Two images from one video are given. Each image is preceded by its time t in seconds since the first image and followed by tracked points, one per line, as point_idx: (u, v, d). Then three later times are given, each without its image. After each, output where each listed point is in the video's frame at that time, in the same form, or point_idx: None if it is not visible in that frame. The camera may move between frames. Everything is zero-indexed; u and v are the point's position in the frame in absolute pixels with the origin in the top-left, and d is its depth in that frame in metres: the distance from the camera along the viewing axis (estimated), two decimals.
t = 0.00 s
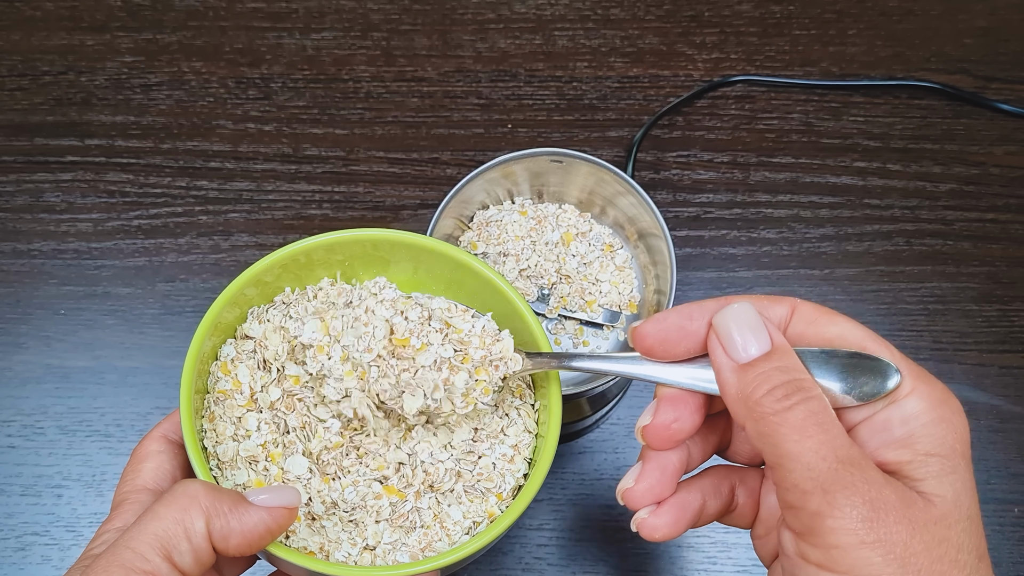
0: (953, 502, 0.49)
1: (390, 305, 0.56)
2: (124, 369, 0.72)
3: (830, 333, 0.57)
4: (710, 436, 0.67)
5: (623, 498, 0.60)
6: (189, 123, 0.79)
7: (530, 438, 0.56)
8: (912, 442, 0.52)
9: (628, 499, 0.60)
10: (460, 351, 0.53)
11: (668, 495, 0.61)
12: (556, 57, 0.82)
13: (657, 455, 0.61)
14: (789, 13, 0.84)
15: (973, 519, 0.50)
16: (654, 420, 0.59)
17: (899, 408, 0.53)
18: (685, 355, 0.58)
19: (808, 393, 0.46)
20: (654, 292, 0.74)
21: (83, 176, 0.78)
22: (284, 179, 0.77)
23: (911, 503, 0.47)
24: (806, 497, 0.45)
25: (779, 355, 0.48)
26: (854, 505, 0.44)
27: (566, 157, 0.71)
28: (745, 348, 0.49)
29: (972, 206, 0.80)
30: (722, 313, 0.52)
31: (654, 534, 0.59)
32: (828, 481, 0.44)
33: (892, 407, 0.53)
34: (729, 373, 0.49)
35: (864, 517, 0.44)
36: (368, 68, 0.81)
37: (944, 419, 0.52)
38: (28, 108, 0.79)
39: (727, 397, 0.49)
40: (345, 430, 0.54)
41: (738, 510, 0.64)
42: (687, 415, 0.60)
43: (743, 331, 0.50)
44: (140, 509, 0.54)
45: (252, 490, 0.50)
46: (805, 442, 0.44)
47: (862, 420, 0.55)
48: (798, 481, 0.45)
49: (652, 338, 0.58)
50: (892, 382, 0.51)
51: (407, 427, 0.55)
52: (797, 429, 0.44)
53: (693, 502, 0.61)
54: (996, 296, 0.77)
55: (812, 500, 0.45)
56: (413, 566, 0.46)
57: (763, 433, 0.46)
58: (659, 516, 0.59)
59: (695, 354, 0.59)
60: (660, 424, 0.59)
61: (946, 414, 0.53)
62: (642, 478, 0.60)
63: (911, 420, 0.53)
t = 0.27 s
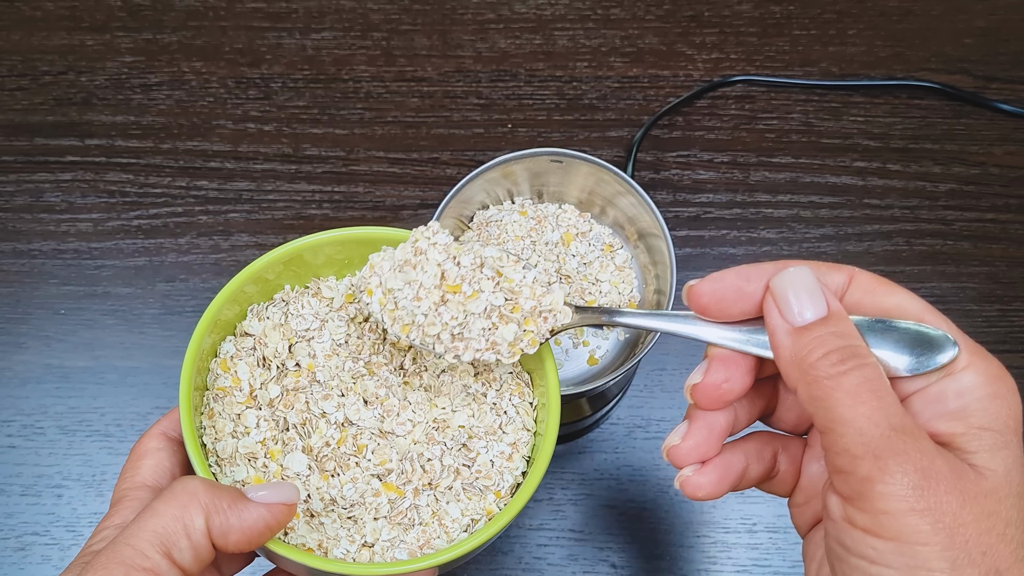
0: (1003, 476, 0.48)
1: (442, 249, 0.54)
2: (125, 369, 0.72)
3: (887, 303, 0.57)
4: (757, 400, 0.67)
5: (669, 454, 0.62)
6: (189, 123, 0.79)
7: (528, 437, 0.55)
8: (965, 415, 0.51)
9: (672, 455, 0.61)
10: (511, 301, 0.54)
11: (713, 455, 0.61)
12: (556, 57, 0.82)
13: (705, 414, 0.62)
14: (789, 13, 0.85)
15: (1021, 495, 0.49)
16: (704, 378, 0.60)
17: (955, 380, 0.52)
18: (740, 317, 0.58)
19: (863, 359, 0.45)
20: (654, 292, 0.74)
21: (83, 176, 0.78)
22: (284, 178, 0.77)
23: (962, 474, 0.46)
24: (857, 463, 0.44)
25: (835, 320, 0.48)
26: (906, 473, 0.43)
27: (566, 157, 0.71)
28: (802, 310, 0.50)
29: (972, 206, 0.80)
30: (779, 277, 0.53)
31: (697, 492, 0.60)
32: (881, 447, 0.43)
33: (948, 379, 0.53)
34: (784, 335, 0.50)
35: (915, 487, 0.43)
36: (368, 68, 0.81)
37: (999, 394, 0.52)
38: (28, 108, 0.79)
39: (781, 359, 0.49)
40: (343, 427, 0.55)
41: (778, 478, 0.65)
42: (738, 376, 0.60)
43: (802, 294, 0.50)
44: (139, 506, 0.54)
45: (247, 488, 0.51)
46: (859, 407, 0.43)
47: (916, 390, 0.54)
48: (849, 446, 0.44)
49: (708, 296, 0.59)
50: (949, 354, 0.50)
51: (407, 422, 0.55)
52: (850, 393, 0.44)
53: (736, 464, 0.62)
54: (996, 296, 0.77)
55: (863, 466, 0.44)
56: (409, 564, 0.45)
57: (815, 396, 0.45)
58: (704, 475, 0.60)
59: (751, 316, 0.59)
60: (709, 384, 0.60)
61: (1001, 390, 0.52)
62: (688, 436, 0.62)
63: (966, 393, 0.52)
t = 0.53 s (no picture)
0: None
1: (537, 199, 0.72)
2: (124, 369, 0.72)
3: (954, 278, 0.58)
4: (819, 361, 0.68)
5: (728, 400, 0.63)
6: (189, 123, 0.79)
7: (514, 442, 0.56)
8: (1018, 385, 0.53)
9: (733, 402, 0.63)
10: (593, 248, 0.70)
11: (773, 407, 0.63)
12: (556, 57, 0.82)
13: (769, 367, 0.64)
14: (789, 12, 0.84)
15: None
16: (771, 331, 0.62)
17: (1013, 353, 0.54)
18: (813, 278, 0.60)
19: (925, 324, 0.47)
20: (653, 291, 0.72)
21: (83, 176, 0.78)
22: (284, 178, 0.77)
23: (1009, 440, 0.47)
24: (907, 420, 0.46)
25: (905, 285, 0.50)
26: (955, 433, 0.45)
27: (566, 157, 0.71)
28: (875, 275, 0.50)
29: (972, 206, 0.80)
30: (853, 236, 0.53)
31: (752, 439, 0.62)
32: (930, 407, 0.45)
33: (1007, 351, 0.54)
34: (851, 294, 0.51)
35: (963, 447, 0.45)
36: (368, 68, 0.81)
37: None
38: (28, 108, 0.79)
39: (847, 317, 0.51)
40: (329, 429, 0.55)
41: (831, 441, 0.66)
42: (804, 332, 0.62)
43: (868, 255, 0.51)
44: (124, 506, 0.55)
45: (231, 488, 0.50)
46: (915, 368, 0.46)
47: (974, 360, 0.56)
48: (901, 404, 0.46)
49: (784, 255, 0.60)
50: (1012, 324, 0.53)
51: (394, 425, 0.56)
52: (909, 355, 0.46)
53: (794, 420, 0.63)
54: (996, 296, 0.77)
55: (913, 423, 0.46)
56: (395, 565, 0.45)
57: (872, 354, 0.48)
58: (762, 424, 0.62)
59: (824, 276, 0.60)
60: (775, 336, 0.62)
61: None
62: (750, 385, 0.63)
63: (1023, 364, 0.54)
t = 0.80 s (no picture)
0: (981, 431, 0.51)
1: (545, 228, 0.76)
2: (125, 369, 0.72)
3: (899, 295, 0.60)
4: (781, 377, 0.70)
5: (688, 394, 0.65)
6: (189, 123, 0.79)
7: (494, 444, 0.56)
8: (952, 381, 0.55)
9: (692, 396, 0.64)
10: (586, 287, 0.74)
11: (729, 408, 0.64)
12: (556, 57, 0.82)
13: (728, 370, 0.66)
14: (789, 13, 0.84)
15: (1000, 451, 0.51)
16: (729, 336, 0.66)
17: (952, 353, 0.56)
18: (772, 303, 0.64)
19: (866, 332, 0.47)
20: (654, 292, 0.73)
21: (83, 176, 0.78)
22: (284, 178, 0.77)
23: (941, 426, 0.50)
24: (847, 416, 0.48)
25: (854, 293, 0.47)
26: (888, 424, 0.48)
27: (566, 157, 0.71)
28: (829, 278, 0.47)
29: (972, 206, 0.80)
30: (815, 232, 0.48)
31: (709, 430, 0.61)
32: (866, 403, 0.47)
33: (945, 353, 0.56)
34: (804, 295, 0.48)
35: (892, 435, 0.48)
36: (368, 68, 0.81)
37: (991, 370, 0.55)
38: (28, 108, 0.79)
39: (797, 316, 0.49)
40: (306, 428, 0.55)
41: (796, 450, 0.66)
42: (758, 343, 0.66)
43: (843, 244, 0.46)
44: (100, 505, 0.55)
45: (208, 484, 0.50)
46: (854, 369, 0.47)
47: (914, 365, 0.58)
48: (840, 401, 0.48)
49: (750, 280, 0.64)
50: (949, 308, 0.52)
51: (370, 423, 0.56)
52: (848, 360, 0.47)
53: (753, 420, 0.62)
54: (996, 297, 0.77)
55: (852, 418, 0.48)
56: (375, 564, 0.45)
57: (815, 357, 0.49)
58: (721, 417, 0.61)
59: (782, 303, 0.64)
60: (732, 341, 0.66)
61: (991, 366, 0.55)
62: (709, 382, 0.65)
63: (958, 364, 0.55)
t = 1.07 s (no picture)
0: (977, 421, 0.51)
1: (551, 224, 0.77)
2: (125, 369, 0.72)
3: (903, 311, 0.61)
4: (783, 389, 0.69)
5: (677, 386, 0.63)
6: (189, 123, 0.79)
7: (490, 446, 0.56)
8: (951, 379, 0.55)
9: (685, 387, 0.63)
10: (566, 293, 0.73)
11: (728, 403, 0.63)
12: (556, 57, 0.82)
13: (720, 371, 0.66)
14: (789, 13, 0.85)
15: (995, 441, 0.51)
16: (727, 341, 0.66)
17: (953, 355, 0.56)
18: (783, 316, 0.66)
19: (878, 320, 0.47)
20: (654, 292, 0.73)
21: (83, 176, 0.78)
22: (284, 179, 0.77)
23: (939, 413, 0.50)
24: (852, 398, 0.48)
25: (874, 283, 0.47)
26: (889, 403, 0.48)
27: (566, 157, 0.71)
28: (852, 267, 0.46)
29: (972, 206, 0.80)
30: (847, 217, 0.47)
31: (713, 425, 0.60)
32: (872, 386, 0.48)
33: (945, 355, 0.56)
34: (826, 277, 0.48)
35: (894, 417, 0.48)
36: (368, 68, 0.81)
37: (990, 374, 0.55)
38: (28, 108, 0.79)
39: (815, 298, 0.49)
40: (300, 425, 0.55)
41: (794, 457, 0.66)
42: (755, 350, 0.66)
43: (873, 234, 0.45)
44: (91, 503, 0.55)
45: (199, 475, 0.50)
46: (865, 356, 0.47)
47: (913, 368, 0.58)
48: (846, 384, 0.49)
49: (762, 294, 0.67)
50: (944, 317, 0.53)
51: (366, 422, 0.56)
52: (860, 346, 0.47)
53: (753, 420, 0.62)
54: (996, 297, 0.77)
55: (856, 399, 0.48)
56: (368, 559, 0.45)
57: (826, 338, 0.49)
58: (725, 413, 0.60)
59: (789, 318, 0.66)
60: (729, 347, 0.66)
61: (992, 371, 0.55)
62: (706, 380, 0.64)
63: (958, 366, 0.55)
